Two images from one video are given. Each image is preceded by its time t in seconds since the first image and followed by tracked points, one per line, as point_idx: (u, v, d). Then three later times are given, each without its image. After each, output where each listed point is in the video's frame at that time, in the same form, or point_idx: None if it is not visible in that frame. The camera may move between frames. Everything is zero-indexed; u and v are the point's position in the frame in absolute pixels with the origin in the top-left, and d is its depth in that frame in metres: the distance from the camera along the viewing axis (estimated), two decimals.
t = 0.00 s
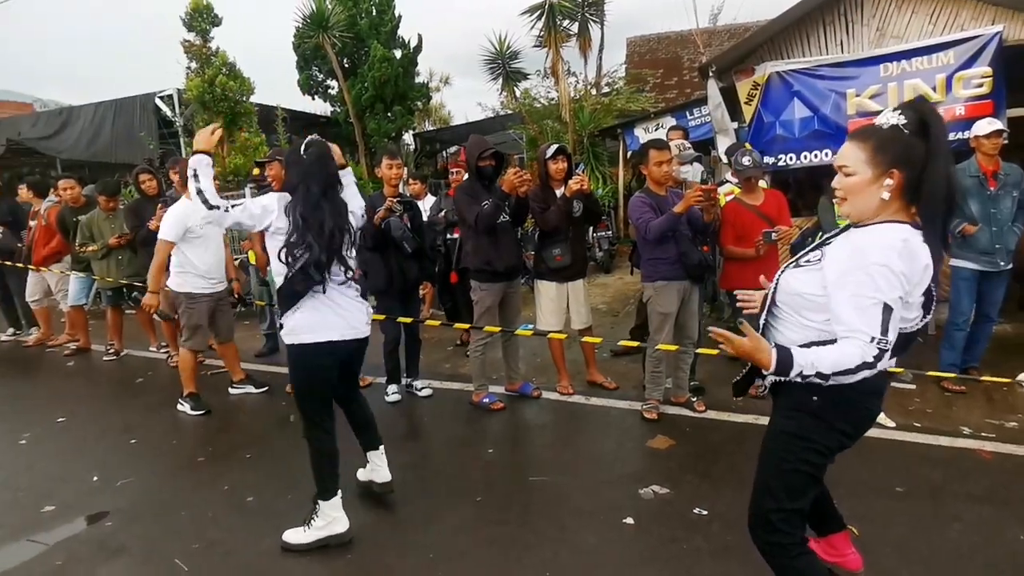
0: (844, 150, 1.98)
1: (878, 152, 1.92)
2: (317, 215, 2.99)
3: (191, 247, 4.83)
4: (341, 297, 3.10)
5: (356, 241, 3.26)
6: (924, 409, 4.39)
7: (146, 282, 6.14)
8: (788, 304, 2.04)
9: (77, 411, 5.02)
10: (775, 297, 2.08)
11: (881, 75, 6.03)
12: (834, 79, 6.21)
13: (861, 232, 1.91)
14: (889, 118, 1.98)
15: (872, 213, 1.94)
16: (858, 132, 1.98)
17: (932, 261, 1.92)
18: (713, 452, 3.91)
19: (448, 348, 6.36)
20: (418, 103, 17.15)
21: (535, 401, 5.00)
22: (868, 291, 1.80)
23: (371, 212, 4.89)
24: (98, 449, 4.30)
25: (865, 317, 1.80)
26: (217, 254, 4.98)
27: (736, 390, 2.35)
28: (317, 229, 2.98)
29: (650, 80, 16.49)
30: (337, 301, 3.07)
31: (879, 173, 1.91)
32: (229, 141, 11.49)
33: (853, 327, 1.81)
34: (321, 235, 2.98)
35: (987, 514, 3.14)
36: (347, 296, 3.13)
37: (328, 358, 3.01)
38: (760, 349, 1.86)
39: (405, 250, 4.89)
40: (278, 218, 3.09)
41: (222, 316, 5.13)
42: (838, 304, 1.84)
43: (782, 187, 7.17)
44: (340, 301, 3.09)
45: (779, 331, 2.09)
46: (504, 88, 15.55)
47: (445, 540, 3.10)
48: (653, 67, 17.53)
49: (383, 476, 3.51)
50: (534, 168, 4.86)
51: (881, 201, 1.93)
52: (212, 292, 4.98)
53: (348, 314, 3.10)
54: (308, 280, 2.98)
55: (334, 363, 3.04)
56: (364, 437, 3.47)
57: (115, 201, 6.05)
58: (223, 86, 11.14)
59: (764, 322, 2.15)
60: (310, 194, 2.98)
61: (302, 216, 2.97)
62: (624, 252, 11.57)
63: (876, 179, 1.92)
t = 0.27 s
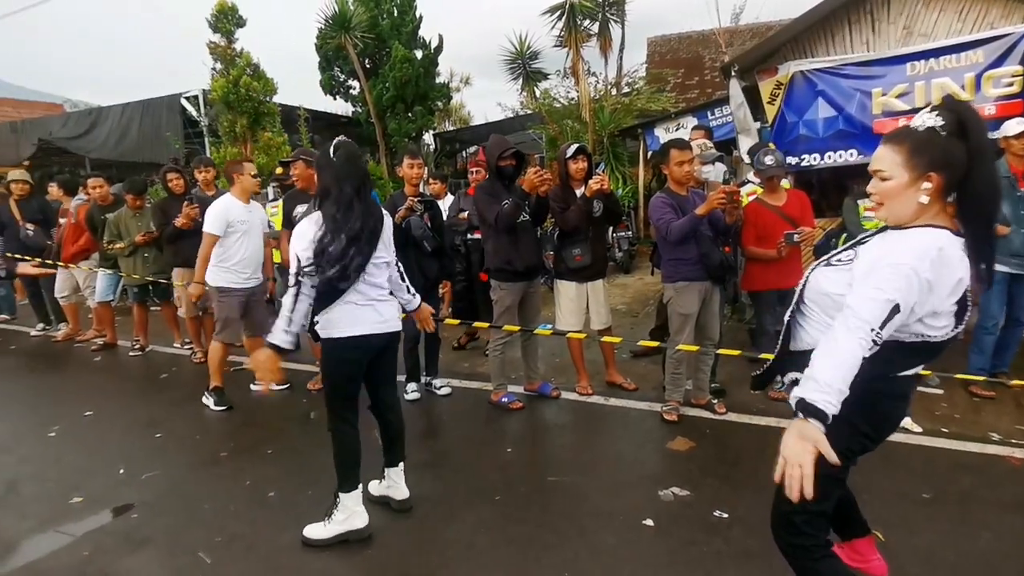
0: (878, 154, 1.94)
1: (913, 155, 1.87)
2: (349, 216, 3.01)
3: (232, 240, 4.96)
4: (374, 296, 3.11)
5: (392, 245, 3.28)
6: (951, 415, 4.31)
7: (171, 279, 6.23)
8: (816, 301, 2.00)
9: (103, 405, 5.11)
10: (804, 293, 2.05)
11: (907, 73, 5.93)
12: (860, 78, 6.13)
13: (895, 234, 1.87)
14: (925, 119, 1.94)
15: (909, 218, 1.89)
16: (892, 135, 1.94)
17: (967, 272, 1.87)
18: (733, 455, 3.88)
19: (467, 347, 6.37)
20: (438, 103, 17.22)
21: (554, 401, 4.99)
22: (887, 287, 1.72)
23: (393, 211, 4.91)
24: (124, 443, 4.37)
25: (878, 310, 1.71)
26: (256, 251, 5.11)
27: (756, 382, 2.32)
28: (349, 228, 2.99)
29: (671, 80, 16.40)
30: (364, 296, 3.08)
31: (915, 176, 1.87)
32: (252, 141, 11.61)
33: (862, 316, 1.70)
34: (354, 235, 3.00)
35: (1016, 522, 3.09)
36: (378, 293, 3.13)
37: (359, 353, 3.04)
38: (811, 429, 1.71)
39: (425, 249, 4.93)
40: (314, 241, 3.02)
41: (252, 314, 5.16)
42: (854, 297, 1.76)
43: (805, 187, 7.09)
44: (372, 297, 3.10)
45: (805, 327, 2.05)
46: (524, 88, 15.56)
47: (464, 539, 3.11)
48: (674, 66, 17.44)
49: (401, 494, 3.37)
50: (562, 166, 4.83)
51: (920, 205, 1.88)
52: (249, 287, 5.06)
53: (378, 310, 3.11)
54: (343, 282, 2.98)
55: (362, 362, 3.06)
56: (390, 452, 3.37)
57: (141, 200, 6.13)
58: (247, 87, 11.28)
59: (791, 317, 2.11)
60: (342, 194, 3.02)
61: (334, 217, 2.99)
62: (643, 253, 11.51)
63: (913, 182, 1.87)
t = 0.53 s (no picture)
0: (894, 148, 1.86)
1: (932, 151, 1.79)
2: (383, 213, 3.11)
3: (262, 234, 5.06)
4: (397, 295, 3.16)
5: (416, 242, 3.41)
6: (971, 420, 4.26)
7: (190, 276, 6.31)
8: (830, 306, 1.97)
9: (124, 400, 5.18)
10: (819, 299, 2.02)
11: (930, 73, 5.85)
12: (881, 78, 6.07)
13: (903, 234, 1.80)
14: (945, 115, 1.89)
15: (921, 216, 1.82)
16: (907, 130, 1.87)
17: (981, 269, 1.80)
18: (749, 457, 3.85)
19: (482, 347, 6.39)
20: (454, 103, 17.25)
21: (568, 401, 4.99)
22: (900, 295, 1.67)
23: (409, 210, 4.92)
24: (143, 437, 4.43)
25: (895, 320, 1.67)
26: (282, 248, 5.19)
27: (779, 394, 2.27)
28: (384, 224, 3.09)
29: (688, 80, 16.30)
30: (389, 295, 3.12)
31: (932, 174, 1.79)
32: (271, 140, 11.69)
33: (882, 329, 1.67)
34: (388, 230, 3.10)
35: None
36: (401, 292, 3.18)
37: (377, 353, 3.06)
38: (855, 458, 1.69)
39: (441, 249, 4.97)
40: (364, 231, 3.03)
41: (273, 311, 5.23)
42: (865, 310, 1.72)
43: (824, 189, 7.03)
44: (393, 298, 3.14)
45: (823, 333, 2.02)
46: (540, 88, 15.55)
47: (478, 537, 3.13)
48: (691, 66, 17.33)
49: (415, 492, 3.39)
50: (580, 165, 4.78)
51: (933, 203, 1.80)
52: (271, 283, 5.15)
53: (400, 310, 3.15)
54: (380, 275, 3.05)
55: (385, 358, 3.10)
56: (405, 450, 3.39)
57: (162, 198, 6.20)
58: (266, 86, 11.37)
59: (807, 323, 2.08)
60: (371, 192, 3.09)
61: (369, 213, 3.05)
62: (659, 253, 11.46)
63: (927, 180, 1.80)
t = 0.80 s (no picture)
0: (894, 139, 1.77)
1: (936, 142, 1.70)
2: (394, 210, 3.11)
3: (281, 233, 5.11)
4: (406, 292, 3.17)
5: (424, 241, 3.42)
6: (988, 423, 4.21)
7: (204, 275, 6.35)
8: (840, 312, 1.92)
9: (139, 397, 5.22)
10: (828, 306, 1.97)
11: (947, 71, 5.81)
12: (896, 76, 6.01)
13: (907, 231, 1.74)
14: (948, 100, 1.75)
15: (924, 208, 1.75)
16: (909, 117, 1.77)
17: (997, 255, 1.69)
18: (762, 459, 3.82)
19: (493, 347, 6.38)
20: (466, 103, 17.28)
21: (580, 401, 4.98)
22: (909, 296, 1.62)
23: (421, 209, 4.93)
24: (158, 434, 4.46)
25: (912, 324, 1.61)
26: (300, 247, 5.24)
27: (799, 409, 2.21)
28: (396, 222, 3.09)
29: (701, 79, 16.23)
30: (399, 294, 3.14)
31: (936, 165, 1.71)
32: (284, 140, 11.75)
33: (900, 337, 1.61)
34: (399, 228, 3.11)
35: None
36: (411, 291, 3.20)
37: (389, 353, 3.07)
38: (887, 476, 1.62)
39: (453, 248, 4.98)
40: (370, 232, 3.04)
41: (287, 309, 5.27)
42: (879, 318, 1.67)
43: (838, 188, 6.97)
44: (405, 298, 3.15)
45: (836, 340, 1.96)
46: (551, 88, 15.54)
47: (490, 537, 3.12)
48: (703, 66, 17.26)
49: (426, 490, 3.39)
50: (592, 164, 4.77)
51: (938, 195, 1.73)
52: (289, 281, 5.21)
53: (413, 308, 3.17)
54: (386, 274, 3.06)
55: (397, 357, 3.11)
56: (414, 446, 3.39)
57: (177, 197, 6.25)
58: (279, 87, 11.44)
59: (820, 332, 2.02)
60: (383, 188, 3.09)
61: (382, 211, 3.06)
62: (671, 253, 11.42)
63: (931, 172, 1.72)
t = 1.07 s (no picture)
0: (907, 109, 1.73)
1: (950, 115, 1.65)
2: (406, 212, 3.11)
3: (298, 232, 5.15)
4: (418, 295, 3.19)
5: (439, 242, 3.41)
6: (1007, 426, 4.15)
7: (220, 274, 6.41)
8: (855, 308, 1.89)
9: (156, 394, 5.28)
10: (842, 303, 1.94)
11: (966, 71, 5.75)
12: (915, 75, 5.95)
13: (910, 207, 1.71)
14: (970, 71, 1.67)
15: (928, 184, 1.71)
16: (926, 85, 1.71)
17: (1003, 225, 1.62)
18: (777, 461, 3.80)
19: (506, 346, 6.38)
20: (479, 103, 17.30)
21: (593, 401, 4.97)
22: (908, 276, 1.59)
23: (435, 209, 4.95)
24: (174, 431, 4.50)
25: (912, 303, 1.58)
26: (316, 245, 5.31)
27: (823, 414, 2.16)
28: (407, 223, 3.10)
29: (715, 79, 16.14)
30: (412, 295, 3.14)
31: (946, 140, 1.67)
32: (299, 139, 11.81)
33: (903, 320, 1.59)
34: (410, 229, 3.11)
35: None
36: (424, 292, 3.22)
37: (401, 351, 3.08)
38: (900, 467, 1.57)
39: (467, 248, 4.98)
40: (376, 240, 3.03)
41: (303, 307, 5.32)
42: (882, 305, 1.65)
43: (854, 189, 6.92)
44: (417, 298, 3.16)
45: (855, 338, 1.92)
46: (565, 87, 15.52)
47: (503, 535, 3.13)
48: (718, 65, 17.17)
49: (437, 482, 3.40)
50: (604, 164, 4.80)
51: (944, 171, 1.69)
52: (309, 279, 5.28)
53: (423, 310, 3.18)
54: (395, 277, 3.07)
55: (409, 355, 3.11)
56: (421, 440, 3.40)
57: (194, 196, 6.32)
58: (294, 86, 11.51)
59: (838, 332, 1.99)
60: (395, 190, 3.10)
61: (393, 213, 3.07)
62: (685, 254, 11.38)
63: (942, 147, 1.67)
